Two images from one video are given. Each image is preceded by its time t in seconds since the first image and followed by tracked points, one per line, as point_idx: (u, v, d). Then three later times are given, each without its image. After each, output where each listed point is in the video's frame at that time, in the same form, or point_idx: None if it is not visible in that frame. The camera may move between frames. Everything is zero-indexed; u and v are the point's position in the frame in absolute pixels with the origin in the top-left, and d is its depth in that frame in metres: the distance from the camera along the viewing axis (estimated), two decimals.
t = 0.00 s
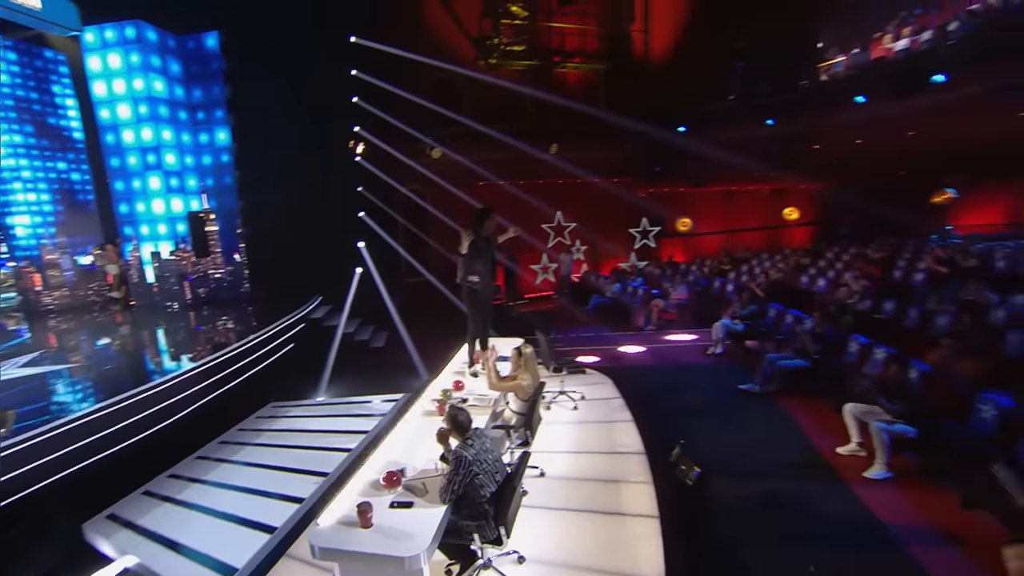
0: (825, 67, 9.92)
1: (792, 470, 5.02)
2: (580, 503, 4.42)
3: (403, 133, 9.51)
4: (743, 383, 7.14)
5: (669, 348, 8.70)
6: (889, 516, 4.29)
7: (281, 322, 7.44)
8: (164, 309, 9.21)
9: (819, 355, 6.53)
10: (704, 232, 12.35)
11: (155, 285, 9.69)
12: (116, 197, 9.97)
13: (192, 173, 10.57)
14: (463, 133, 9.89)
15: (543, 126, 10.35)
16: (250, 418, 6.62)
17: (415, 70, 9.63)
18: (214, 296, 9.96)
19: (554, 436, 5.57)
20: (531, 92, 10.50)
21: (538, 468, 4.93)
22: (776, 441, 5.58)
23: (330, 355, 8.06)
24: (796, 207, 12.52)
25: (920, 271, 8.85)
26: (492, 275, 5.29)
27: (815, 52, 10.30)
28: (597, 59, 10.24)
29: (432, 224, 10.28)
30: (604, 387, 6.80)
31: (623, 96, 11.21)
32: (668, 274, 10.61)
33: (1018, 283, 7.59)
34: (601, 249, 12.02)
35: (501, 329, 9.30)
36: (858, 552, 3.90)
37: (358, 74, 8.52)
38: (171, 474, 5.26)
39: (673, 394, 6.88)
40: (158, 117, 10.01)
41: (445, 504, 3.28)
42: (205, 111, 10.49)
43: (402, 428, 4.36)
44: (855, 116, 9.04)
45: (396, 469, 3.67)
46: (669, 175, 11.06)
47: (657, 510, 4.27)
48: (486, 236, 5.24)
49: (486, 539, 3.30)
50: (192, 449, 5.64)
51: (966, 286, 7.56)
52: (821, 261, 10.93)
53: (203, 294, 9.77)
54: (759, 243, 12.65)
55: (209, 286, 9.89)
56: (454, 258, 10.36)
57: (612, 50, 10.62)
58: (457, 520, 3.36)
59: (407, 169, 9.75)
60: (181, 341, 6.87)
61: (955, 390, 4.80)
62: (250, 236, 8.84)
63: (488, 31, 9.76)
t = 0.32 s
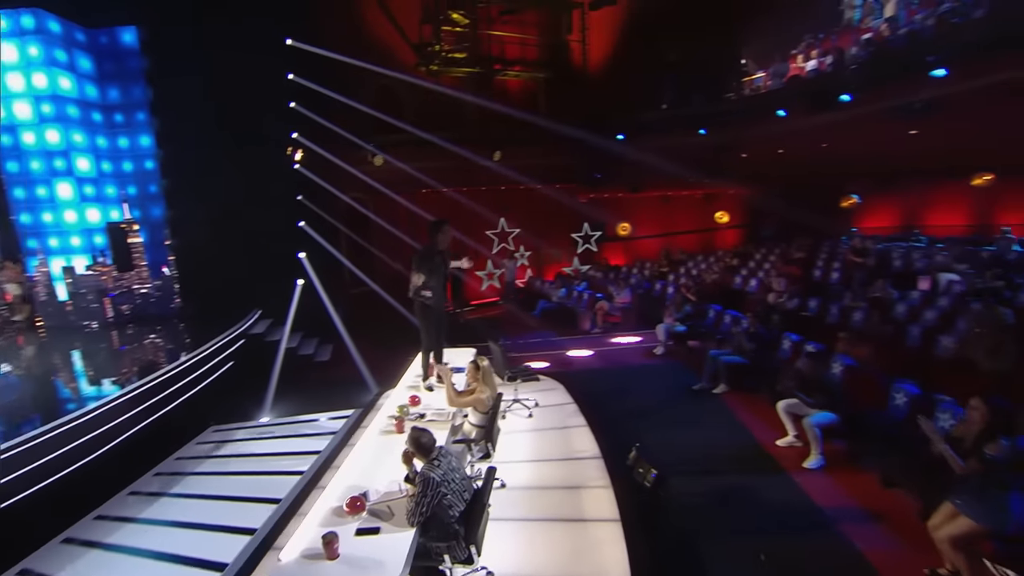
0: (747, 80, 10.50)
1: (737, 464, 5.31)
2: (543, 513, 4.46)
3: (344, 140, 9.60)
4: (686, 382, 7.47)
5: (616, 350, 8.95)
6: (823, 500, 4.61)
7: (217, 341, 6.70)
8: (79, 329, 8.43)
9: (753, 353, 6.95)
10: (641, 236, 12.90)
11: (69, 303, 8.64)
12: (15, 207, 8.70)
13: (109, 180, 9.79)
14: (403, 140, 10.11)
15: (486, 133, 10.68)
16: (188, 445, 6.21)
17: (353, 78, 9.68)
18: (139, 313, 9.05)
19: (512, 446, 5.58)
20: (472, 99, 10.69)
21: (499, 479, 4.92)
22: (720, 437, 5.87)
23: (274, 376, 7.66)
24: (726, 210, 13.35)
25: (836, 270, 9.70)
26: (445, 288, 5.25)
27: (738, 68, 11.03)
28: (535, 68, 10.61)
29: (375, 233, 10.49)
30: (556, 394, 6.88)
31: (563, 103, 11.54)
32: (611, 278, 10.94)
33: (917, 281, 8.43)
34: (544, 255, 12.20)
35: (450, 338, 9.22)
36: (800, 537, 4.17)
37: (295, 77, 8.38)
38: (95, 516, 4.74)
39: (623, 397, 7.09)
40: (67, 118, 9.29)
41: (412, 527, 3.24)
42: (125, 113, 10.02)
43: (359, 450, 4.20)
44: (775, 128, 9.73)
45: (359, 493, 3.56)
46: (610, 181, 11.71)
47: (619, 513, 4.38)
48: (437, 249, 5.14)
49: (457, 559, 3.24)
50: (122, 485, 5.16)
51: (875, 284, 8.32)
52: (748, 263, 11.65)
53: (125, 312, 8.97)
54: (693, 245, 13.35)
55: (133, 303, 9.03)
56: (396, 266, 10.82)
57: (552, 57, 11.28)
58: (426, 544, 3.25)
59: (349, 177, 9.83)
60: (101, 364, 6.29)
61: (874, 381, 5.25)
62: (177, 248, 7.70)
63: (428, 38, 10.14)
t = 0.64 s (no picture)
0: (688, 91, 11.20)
1: (695, 462, 5.54)
2: (513, 524, 4.47)
3: (290, 147, 9.33)
4: (640, 384, 7.71)
5: (570, 355, 9.11)
6: (777, 493, 4.89)
7: (159, 359, 6.13)
8: None
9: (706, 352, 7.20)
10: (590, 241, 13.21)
11: None
12: None
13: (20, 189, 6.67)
14: (351, 146, 10.01)
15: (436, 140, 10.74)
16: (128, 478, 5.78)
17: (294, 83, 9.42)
18: (62, 333, 7.40)
19: (477, 457, 5.54)
20: (420, 105, 10.80)
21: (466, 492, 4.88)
22: (678, 436, 6.09)
23: (222, 395, 7.17)
24: (670, 214, 13.90)
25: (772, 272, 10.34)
26: (411, 298, 5.15)
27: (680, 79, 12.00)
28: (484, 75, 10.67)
29: (323, 240, 10.13)
30: (516, 402, 6.92)
31: (513, 112, 11.81)
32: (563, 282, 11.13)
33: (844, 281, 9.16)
34: (495, 261, 12.18)
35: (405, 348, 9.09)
36: (759, 528, 4.43)
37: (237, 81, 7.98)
38: (20, 566, 4.27)
39: (581, 401, 7.24)
40: None
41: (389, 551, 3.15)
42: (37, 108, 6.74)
43: (324, 474, 4.05)
44: (715, 137, 10.30)
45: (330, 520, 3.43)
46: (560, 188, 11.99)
47: (588, 519, 4.45)
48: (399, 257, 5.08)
49: None
50: (53, 528, 4.69)
51: (809, 284, 8.94)
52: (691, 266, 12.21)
53: (45, 332, 7.28)
54: (639, 249, 13.81)
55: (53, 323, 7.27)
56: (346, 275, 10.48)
57: (500, 66, 11.16)
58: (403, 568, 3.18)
59: (294, 185, 9.48)
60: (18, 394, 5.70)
61: (816, 377, 5.66)
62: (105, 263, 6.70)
63: (375, 43, 10.13)
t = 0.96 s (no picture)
0: (643, 99, 11.32)
1: (667, 463, 5.72)
2: (496, 535, 4.47)
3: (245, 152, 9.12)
4: (607, 388, 7.87)
5: (536, 360, 9.19)
6: (744, 490, 5.13)
7: (112, 378, 5.94)
8: None
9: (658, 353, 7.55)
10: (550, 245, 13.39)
11: None
12: None
13: None
14: (308, 153, 9.82)
15: (397, 147, 10.75)
16: (75, 510, 5.39)
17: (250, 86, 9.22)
18: None
19: (452, 469, 5.51)
20: (379, 111, 10.73)
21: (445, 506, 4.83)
22: (646, 438, 6.28)
23: (179, 416, 6.79)
24: (627, 219, 14.31)
25: (726, 274, 10.81)
26: (377, 314, 5.02)
27: (634, 88, 12.38)
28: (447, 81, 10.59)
29: (284, 245, 10.07)
30: (486, 410, 6.93)
31: (473, 117, 12.00)
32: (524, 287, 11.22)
33: (791, 281, 9.69)
34: (457, 267, 12.19)
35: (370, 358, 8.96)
36: (729, 526, 4.64)
37: (186, 84, 7.87)
38: None
39: (551, 407, 7.32)
40: None
41: None
42: None
43: (302, 498, 3.92)
44: (670, 145, 10.68)
45: (315, 547, 3.34)
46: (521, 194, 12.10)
47: (568, 527, 4.51)
48: (371, 271, 4.93)
49: None
50: None
51: (760, 286, 9.43)
52: (648, 270, 12.58)
53: None
54: (597, 253, 14.10)
55: None
56: (307, 285, 10.37)
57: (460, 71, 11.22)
58: None
59: (253, 195, 9.43)
60: None
61: (774, 376, 5.96)
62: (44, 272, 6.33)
63: (332, 47, 9.92)
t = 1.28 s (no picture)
0: (606, 105, 11.64)
1: (644, 465, 5.87)
2: (483, 545, 4.49)
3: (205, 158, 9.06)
4: (580, 391, 8.01)
5: (509, 365, 9.23)
6: (718, 489, 5.32)
7: (64, 398, 5.65)
8: None
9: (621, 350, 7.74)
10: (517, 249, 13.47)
11: None
12: None
13: None
14: (270, 160, 9.73)
15: (362, 153, 10.67)
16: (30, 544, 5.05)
17: (209, 91, 9.20)
18: None
19: (433, 480, 5.48)
20: (344, 117, 10.68)
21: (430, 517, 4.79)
22: (622, 441, 6.43)
23: (141, 438, 6.49)
24: (592, 221, 14.53)
25: (689, 276, 11.17)
26: (356, 329, 4.95)
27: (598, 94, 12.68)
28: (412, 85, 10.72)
29: (249, 253, 9.88)
30: (463, 418, 6.93)
31: (440, 122, 11.94)
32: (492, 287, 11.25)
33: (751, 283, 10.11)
34: (425, 272, 12.08)
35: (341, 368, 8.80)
36: (707, 525, 4.82)
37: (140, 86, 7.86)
38: None
39: (527, 413, 7.39)
40: None
41: None
42: None
43: (286, 519, 3.84)
44: (635, 151, 11.01)
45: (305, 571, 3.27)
46: (488, 200, 12.15)
47: (554, 533, 4.58)
48: (347, 285, 4.88)
49: None
50: None
51: (722, 287, 9.81)
52: (613, 272, 12.83)
53: None
54: (564, 256, 14.26)
55: None
56: (274, 294, 10.22)
57: (425, 77, 11.05)
58: None
59: (212, 201, 9.17)
60: None
61: (742, 378, 6.20)
62: None
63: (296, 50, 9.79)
